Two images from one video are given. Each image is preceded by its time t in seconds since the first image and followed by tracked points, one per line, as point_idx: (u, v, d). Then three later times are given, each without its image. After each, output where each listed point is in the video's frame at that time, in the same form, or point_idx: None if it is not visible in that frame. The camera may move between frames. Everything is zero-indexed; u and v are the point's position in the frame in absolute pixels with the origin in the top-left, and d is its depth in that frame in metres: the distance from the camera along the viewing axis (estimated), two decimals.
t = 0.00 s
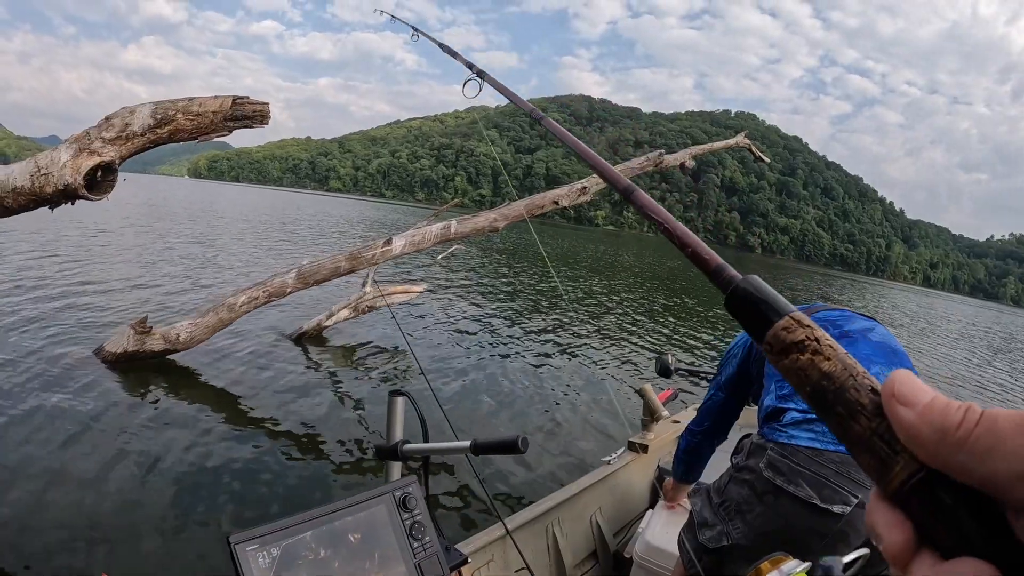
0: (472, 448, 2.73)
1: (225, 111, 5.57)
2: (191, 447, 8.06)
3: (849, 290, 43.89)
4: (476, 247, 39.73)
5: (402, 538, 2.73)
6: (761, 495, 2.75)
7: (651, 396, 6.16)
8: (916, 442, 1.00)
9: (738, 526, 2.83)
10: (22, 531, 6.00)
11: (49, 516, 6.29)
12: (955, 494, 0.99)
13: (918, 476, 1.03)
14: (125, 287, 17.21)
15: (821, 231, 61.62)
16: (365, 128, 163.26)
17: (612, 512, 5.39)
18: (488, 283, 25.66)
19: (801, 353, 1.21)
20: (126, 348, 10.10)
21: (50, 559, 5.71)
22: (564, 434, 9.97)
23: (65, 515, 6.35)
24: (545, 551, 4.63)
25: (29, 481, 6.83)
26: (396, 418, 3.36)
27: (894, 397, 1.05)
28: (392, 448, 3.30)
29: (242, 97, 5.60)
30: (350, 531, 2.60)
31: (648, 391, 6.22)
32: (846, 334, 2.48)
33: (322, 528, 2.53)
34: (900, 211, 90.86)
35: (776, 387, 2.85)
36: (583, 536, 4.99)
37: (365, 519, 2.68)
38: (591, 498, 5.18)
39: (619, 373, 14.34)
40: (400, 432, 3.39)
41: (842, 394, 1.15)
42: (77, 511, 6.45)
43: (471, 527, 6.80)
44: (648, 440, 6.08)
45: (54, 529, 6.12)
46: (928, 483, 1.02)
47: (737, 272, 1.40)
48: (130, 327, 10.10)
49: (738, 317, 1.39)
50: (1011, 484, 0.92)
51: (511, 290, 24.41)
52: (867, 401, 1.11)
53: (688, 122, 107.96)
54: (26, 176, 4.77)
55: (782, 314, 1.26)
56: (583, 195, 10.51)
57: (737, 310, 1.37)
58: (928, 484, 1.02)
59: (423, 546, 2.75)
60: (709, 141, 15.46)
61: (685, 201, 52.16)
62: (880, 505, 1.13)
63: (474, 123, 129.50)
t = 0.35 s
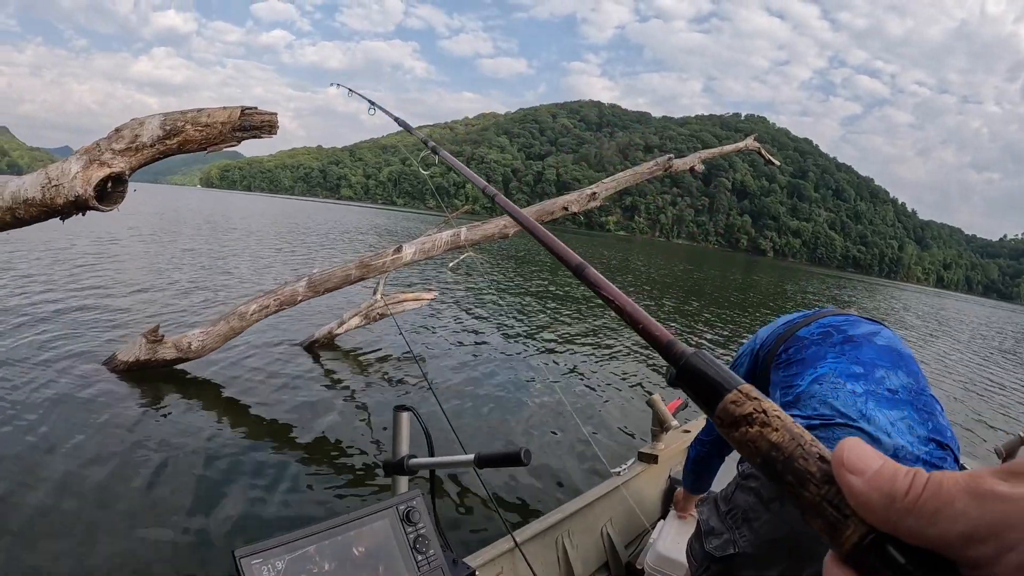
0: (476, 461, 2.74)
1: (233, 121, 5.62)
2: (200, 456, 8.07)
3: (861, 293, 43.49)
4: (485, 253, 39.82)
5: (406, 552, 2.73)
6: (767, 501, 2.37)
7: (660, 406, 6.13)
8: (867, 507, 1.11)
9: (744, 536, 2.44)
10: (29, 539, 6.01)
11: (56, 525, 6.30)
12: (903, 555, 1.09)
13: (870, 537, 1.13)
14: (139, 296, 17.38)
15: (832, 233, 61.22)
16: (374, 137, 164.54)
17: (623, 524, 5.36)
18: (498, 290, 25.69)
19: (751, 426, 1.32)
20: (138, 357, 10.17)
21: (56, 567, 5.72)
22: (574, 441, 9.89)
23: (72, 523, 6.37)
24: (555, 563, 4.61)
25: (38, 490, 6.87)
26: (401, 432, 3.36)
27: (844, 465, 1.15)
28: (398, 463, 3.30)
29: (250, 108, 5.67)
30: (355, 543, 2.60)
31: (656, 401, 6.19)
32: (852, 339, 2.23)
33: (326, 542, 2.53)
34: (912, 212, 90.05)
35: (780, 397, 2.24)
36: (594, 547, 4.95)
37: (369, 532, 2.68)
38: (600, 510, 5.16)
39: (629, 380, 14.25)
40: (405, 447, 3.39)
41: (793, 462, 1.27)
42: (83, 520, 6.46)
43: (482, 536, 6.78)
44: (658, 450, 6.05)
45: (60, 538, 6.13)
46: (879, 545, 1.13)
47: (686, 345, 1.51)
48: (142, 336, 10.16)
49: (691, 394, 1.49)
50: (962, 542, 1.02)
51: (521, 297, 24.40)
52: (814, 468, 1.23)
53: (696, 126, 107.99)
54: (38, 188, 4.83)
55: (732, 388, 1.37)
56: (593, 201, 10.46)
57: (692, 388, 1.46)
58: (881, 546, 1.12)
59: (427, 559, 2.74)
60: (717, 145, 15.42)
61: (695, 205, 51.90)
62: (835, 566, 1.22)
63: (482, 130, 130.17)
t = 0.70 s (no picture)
0: (465, 465, 2.70)
1: (233, 130, 5.67)
2: (205, 460, 8.09)
3: (875, 294, 43.09)
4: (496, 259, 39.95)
5: (394, 555, 2.71)
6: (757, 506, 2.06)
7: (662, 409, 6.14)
8: (827, 567, 1.03)
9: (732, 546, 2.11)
10: (31, 540, 6.04)
11: (58, 525, 6.32)
12: None
13: None
14: (154, 303, 17.58)
15: (845, 234, 60.79)
16: (385, 143, 165.69)
17: (625, 530, 5.33)
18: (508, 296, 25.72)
19: (708, 482, 1.26)
20: (147, 363, 10.23)
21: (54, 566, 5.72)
22: (580, 446, 9.84)
23: (73, 524, 6.38)
24: (555, 567, 4.60)
25: (43, 491, 6.91)
26: (395, 436, 3.34)
27: (802, 522, 1.07)
28: (392, 465, 3.30)
29: (250, 117, 5.71)
30: (342, 545, 2.60)
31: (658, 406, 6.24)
32: (843, 340, 2.16)
33: (312, 542, 2.55)
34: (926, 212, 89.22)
35: (768, 398, 2.22)
36: (596, 553, 4.94)
37: (356, 534, 2.68)
38: (600, 515, 5.15)
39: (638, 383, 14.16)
40: (400, 450, 3.38)
41: (753, 518, 1.20)
42: (86, 520, 6.48)
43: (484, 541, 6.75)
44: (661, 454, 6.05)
45: (62, 537, 6.16)
46: None
47: (650, 396, 1.43)
48: (151, 344, 10.24)
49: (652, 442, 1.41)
50: None
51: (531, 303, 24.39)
52: (774, 525, 1.16)
53: (706, 129, 107.91)
54: (42, 199, 4.90)
55: (693, 442, 1.29)
56: (599, 205, 10.43)
57: (656, 443, 1.37)
58: None
59: (415, 563, 2.72)
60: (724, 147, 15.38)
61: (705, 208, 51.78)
62: None
63: (492, 136, 130.86)
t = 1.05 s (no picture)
0: (461, 449, 2.71)
1: (237, 131, 5.72)
2: (213, 460, 8.14)
3: (888, 290, 42.74)
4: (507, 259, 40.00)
5: (389, 538, 2.78)
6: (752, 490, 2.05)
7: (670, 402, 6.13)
8: (830, 568, 1.03)
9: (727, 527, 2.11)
10: (45, 539, 6.14)
11: (66, 525, 6.39)
12: None
13: None
14: (169, 306, 17.78)
15: (858, 230, 60.26)
16: (396, 145, 166.35)
17: (631, 521, 5.32)
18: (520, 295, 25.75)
19: (715, 488, 1.20)
20: (158, 364, 10.33)
21: (63, 565, 5.79)
22: (588, 444, 9.80)
23: (83, 524, 6.46)
24: (556, 556, 4.61)
25: (54, 492, 6.99)
26: (395, 421, 3.36)
27: (809, 526, 1.07)
28: (392, 450, 3.33)
29: (252, 118, 5.75)
30: (337, 525, 2.69)
31: (665, 397, 6.19)
32: (841, 326, 2.15)
33: (308, 523, 2.63)
34: (939, 207, 88.38)
35: (767, 384, 2.22)
36: (599, 543, 4.93)
37: (352, 516, 2.75)
38: (605, 505, 5.15)
39: (647, 381, 14.09)
40: (400, 436, 3.39)
41: (757, 523, 1.16)
42: (94, 520, 6.55)
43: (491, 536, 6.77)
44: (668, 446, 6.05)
45: (70, 537, 6.23)
46: None
47: (656, 407, 1.38)
48: (161, 345, 10.34)
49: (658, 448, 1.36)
50: None
51: (542, 301, 24.40)
52: (780, 530, 1.13)
53: (716, 127, 107.43)
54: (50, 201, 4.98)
55: (699, 451, 1.23)
56: (606, 202, 10.38)
57: (657, 451, 1.31)
58: None
59: (409, 545, 2.79)
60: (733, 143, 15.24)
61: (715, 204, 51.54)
62: None
63: (502, 136, 130.99)
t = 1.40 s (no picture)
0: (462, 434, 2.71)
1: (242, 128, 5.75)
2: (227, 453, 8.22)
3: (904, 276, 42.26)
4: (520, 250, 40.04)
5: (392, 522, 2.83)
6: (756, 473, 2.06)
7: (678, 388, 6.13)
8: (839, 568, 1.08)
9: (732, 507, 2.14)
10: (67, 534, 6.25)
11: (85, 520, 6.49)
12: None
13: None
14: (187, 303, 18.05)
15: (872, 214, 59.60)
16: (406, 140, 166.67)
17: (640, 507, 5.34)
18: (532, 286, 25.74)
19: (726, 492, 1.25)
20: (173, 361, 10.46)
21: (80, 557, 5.89)
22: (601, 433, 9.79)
23: (103, 518, 6.57)
24: (566, 542, 4.62)
25: (71, 487, 7.12)
26: (400, 406, 3.37)
27: (818, 528, 1.11)
28: (397, 436, 3.35)
29: (257, 114, 5.76)
30: (338, 512, 2.74)
31: (675, 381, 6.17)
32: (848, 308, 2.10)
33: (311, 506, 2.69)
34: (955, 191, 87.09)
35: (771, 365, 2.19)
36: (609, 529, 4.95)
37: (354, 502, 2.81)
38: (614, 491, 5.16)
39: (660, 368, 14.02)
40: (405, 422, 3.41)
41: (767, 526, 1.21)
42: (110, 513, 6.65)
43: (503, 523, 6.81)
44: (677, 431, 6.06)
45: (88, 532, 6.34)
46: None
47: (664, 410, 1.41)
48: (175, 342, 10.45)
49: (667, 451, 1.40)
50: None
51: (554, 292, 24.37)
52: (789, 532, 1.18)
53: (727, 114, 106.56)
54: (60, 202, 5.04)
55: (708, 454, 1.27)
56: (615, 190, 10.30)
57: (666, 453, 1.35)
58: None
59: (412, 530, 2.86)
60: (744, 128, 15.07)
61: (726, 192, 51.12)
62: None
63: (512, 128, 130.84)
